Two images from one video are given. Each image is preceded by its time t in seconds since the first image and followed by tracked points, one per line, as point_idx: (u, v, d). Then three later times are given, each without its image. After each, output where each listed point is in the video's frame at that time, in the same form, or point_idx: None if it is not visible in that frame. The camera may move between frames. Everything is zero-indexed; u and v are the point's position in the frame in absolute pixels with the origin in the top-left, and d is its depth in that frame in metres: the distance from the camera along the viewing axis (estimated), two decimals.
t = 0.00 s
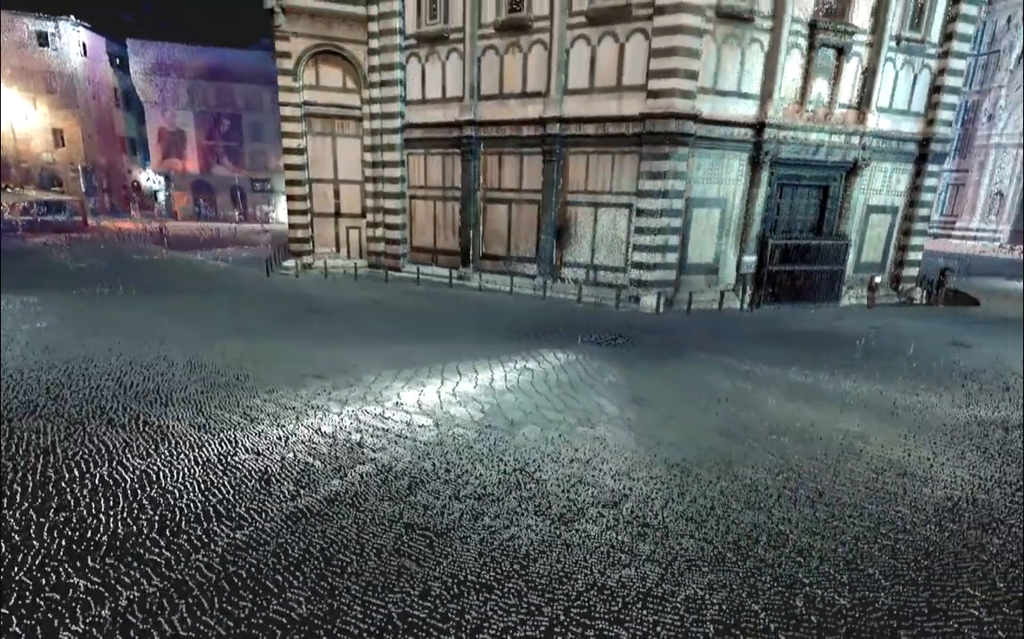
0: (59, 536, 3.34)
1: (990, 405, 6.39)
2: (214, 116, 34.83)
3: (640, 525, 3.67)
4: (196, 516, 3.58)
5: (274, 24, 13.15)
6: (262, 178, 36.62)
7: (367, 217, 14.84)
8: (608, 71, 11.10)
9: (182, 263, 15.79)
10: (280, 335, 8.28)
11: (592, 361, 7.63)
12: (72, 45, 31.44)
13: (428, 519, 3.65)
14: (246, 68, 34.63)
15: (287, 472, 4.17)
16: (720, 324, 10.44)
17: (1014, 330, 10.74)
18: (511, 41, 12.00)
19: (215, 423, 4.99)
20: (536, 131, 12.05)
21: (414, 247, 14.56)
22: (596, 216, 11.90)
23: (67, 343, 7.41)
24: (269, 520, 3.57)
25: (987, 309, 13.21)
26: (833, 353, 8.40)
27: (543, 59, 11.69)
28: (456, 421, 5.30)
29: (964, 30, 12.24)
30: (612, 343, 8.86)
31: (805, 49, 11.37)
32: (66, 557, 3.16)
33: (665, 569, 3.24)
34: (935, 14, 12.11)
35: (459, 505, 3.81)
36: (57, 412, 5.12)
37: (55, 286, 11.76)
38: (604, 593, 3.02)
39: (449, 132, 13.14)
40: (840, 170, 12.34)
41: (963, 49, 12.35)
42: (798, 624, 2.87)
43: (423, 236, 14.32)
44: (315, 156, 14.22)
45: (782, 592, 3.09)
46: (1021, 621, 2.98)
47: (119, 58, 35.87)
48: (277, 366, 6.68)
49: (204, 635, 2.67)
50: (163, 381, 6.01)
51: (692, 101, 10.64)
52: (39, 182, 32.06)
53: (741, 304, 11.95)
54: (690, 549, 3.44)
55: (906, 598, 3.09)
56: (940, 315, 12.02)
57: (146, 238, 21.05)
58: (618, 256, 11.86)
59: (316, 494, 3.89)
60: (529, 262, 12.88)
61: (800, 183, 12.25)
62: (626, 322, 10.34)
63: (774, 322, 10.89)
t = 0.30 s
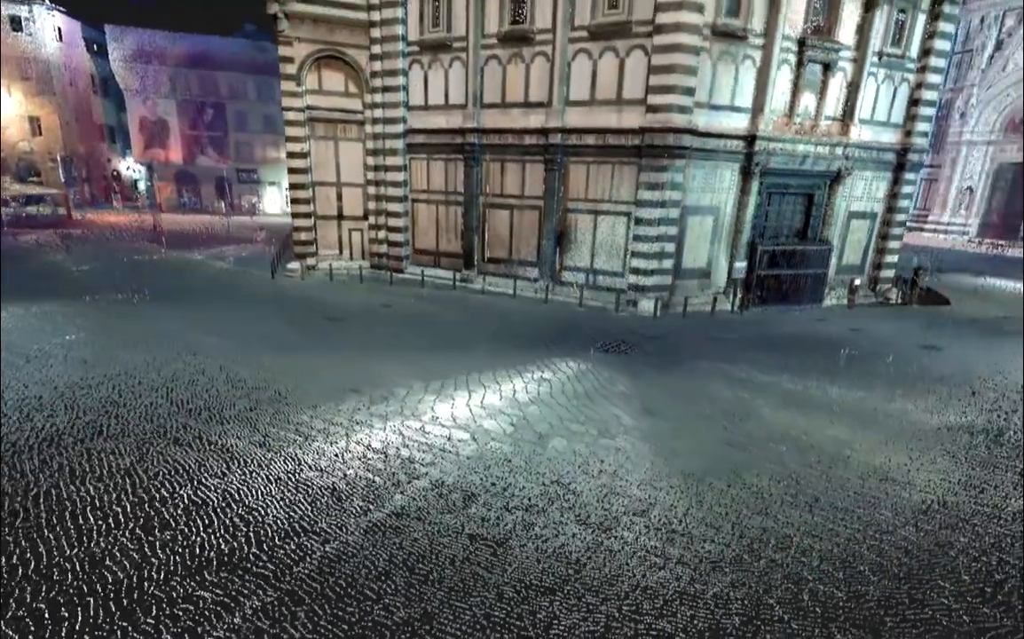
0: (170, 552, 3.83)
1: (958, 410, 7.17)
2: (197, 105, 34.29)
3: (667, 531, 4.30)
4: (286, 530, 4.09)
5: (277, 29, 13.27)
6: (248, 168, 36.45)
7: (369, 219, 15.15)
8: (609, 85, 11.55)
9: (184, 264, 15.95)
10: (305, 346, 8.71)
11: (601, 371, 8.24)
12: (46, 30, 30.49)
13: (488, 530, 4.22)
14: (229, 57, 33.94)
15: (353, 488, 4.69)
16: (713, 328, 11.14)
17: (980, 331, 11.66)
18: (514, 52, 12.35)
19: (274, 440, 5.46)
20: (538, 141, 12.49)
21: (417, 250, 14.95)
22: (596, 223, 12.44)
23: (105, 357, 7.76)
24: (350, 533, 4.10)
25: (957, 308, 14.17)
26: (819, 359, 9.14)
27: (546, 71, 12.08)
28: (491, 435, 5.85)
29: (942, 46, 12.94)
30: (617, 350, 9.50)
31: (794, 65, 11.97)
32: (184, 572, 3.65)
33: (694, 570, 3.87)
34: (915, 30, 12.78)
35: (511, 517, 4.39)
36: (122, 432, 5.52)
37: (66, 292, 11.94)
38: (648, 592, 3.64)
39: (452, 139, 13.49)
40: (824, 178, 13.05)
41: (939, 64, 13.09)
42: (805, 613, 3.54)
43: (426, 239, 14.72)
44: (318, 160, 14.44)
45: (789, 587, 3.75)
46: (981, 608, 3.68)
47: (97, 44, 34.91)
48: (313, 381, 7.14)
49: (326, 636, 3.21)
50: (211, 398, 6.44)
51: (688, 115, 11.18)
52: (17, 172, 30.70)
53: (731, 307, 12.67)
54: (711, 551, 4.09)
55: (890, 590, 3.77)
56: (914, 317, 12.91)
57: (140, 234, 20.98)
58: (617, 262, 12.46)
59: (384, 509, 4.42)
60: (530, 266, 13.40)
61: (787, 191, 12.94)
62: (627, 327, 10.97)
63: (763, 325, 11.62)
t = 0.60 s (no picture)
0: (263, 563, 4.38)
1: (929, 413, 8.05)
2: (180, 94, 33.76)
3: (687, 533, 5.01)
4: (361, 541, 4.68)
5: (282, 35, 13.38)
6: (232, 159, 36.16)
7: (371, 222, 15.50)
8: (609, 99, 12.08)
9: (188, 266, 16.09)
10: (330, 357, 9.20)
11: (610, 379, 8.90)
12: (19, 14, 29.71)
13: (534, 536, 4.86)
14: (214, 46, 33.41)
15: (408, 500, 5.28)
16: (707, 332, 11.89)
17: (949, 333, 12.64)
18: (518, 64, 12.75)
19: (326, 454, 6.00)
20: (541, 151, 12.98)
21: (419, 252, 15.37)
22: (596, 230, 13.04)
23: (142, 371, 8.13)
24: (415, 541, 4.71)
25: (928, 308, 15.22)
26: (805, 364, 9.96)
27: (549, 84, 12.53)
28: (519, 445, 6.49)
29: (920, 64, 13.72)
30: (621, 356, 10.17)
31: (783, 81, 12.62)
32: (280, 581, 4.22)
33: (713, 568, 4.58)
34: (894, 48, 13.52)
35: (552, 524, 5.04)
36: (183, 448, 5.98)
37: (78, 298, 12.09)
38: (678, 587, 4.35)
39: (455, 146, 13.89)
40: (809, 188, 13.83)
41: (917, 79, 13.89)
42: (807, 603, 4.27)
43: (428, 242, 15.15)
44: (322, 164, 14.70)
45: (792, 581, 4.49)
46: (947, 594, 4.46)
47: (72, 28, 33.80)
48: (346, 393, 7.65)
49: (417, 632, 3.82)
50: (257, 412, 6.93)
51: (685, 130, 11.79)
52: None
53: (722, 309, 13.45)
54: (725, 550, 4.81)
55: (874, 581, 4.53)
56: (889, 317, 13.88)
57: (132, 231, 20.84)
58: (615, 268, 13.10)
59: (440, 518, 5.03)
60: (532, 271, 13.98)
61: (775, 200, 13.69)
62: (628, 332, 11.65)
63: (752, 328, 12.42)
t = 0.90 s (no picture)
0: (339, 567, 5.03)
1: (901, 416, 8.99)
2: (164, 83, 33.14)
3: (698, 534, 5.79)
4: (419, 546, 5.36)
5: (289, 44, 13.57)
6: (218, 150, 36.17)
7: (375, 226, 15.93)
8: (610, 114, 12.68)
9: (192, 267, 16.31)
10: (353, 366, 9.77)
11: (616, 386, 9.65)
12: None
13: (569, 538, 5.60)
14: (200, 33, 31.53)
15: (454, 507, 5.97)
16: (700, 335, 12.71)
17: (918, 334, 13.72)
18: (521, 77, 13.22)
19: (372, 466, 6.62)
20: (543, 161, 13.54)
21: (422, 255, 15.88)
22: (595, 238, 13.72)
23: (180, 383, 8.59)
24: (467, 546, 5.40)
25: (899, 308, 16.35)
26: (791, 368, 10.86)
27: (551, 98, 13.05)
28: (544, 453, 7.20)
29: (897, 81, 14.57)
30: (623, 362, 10.93)
31: (772, 98, 13.34)
32: (357, 583, 4.88)
33: (723, 563, 5.37)
34: (874, 65, 14.32)
35: (582, 527, 5.79)
36: (239, 461, 6.54)
37: (93, 304, 12.32)
38: (695, 580, 5.14)
39: (459, 154, 14.36)
40: (794, 197, 14.68)
41: (895, 95, 14.75)
42: (803, 592, 5.08)
43: (432, 246, 15.66)
44: (328, 169, 15.05)
45: (789, 573, 5.30)
46: (916, 581, 5.34)
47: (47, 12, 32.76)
48: (377, 403, 8.25)
49: (483, 624, 4.54)
50: (299, 424, 7.52)
51: (681, 146, 12.47)
52: None
53: (712, 313, 14.31)
54: (731, 548, 5.61)
55: (856, 572, 5.38)
56: (865, 319, 14.92)
57: (126, 228, 20.75)
58: (613, 274, 13.83)
59: (485, 524, 5.73)
60: (533, 275, 14.62)
61: (762, 209, 14.51)
62: (627, 336, 12.41)
63: (741, 331, 13.30)
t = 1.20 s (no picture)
0: (391, 568, 5.68)
1: (879, 418, 9.85)
2: (150, 74, 32.56)
3: (702, 532, 6.53)
4: (460, 546, 6.04)
5: (296, 53, 13.81)
6: (207, 141, 35.44)
7: (379, 230, 16.34)
8: (609, 128, 13.26)
9: (197, 269, 16.56)
10: (371, 373, 10.31)
11: (619, 391, 10.35)
12: None
13: (589, 538, 6.31)
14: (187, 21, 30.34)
15: (485, 511, 6.64)
16: (693, 339, 13.47)
17: (894, 337, 14.67)
18: (524, 90, 13.70)
19: (405, 472, 7.24)
20: (545, 171, 14.07)
21: (425, 259, 16.35)
22: (594, 245, 14.35)
23: (212, 393, 9.06)
24: (502, 547, 6.08)
25: (877, 310, 17.33)
26: (778, 372, 11.68)
27: (553, 110, 13.58)
28: (559, 458, 7.89)
29: (879, 96, 15.37)
30: (623, 366, 11.64)
31: (762, 113, 14.02)
32: (409, 581, 5.53)
33: (725, 558, 6.13)
34: (858, 81, 15.11)
35: (600, 528, 6.49)
36: (283, 469, 7.10)
37: (107, 310, 12.57)
38: (701, 574, 5.87)
39: (463, 163, 14.82)
40: (781, 206, 15.47)
41: (876, 109, 15.55)
42: (794, 583, 5.84)
43: (435, 250, 16.14)
44: (333, 175, 15.41)
45: (783, 567, 6.07)
46: (890, 570, 6.16)
47: None
48: (400, 412, 8.84)
49: (524, 615, 5.23)
50: (332, 433, 8.08)
51: (677, 159, 13.10)
52: None
53: (704, 316, 15.10)
54: (731, 546, 6.35)
55: (839, 564, 6.17)
56: (846, 321, 15.84)
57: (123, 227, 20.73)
58: (611, 279, 14.50)
59: (515, 527, 6.41)
60: (534, 280, 15.22)
61: (752, 217, 15.26)
62: (625, 340, 13.11)
63: (731, 334, 14.10)
